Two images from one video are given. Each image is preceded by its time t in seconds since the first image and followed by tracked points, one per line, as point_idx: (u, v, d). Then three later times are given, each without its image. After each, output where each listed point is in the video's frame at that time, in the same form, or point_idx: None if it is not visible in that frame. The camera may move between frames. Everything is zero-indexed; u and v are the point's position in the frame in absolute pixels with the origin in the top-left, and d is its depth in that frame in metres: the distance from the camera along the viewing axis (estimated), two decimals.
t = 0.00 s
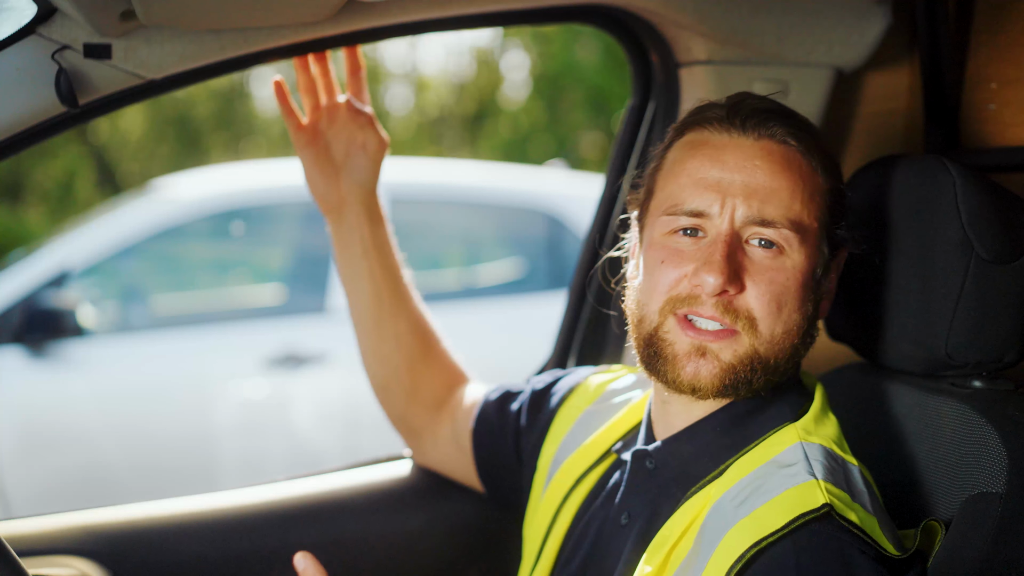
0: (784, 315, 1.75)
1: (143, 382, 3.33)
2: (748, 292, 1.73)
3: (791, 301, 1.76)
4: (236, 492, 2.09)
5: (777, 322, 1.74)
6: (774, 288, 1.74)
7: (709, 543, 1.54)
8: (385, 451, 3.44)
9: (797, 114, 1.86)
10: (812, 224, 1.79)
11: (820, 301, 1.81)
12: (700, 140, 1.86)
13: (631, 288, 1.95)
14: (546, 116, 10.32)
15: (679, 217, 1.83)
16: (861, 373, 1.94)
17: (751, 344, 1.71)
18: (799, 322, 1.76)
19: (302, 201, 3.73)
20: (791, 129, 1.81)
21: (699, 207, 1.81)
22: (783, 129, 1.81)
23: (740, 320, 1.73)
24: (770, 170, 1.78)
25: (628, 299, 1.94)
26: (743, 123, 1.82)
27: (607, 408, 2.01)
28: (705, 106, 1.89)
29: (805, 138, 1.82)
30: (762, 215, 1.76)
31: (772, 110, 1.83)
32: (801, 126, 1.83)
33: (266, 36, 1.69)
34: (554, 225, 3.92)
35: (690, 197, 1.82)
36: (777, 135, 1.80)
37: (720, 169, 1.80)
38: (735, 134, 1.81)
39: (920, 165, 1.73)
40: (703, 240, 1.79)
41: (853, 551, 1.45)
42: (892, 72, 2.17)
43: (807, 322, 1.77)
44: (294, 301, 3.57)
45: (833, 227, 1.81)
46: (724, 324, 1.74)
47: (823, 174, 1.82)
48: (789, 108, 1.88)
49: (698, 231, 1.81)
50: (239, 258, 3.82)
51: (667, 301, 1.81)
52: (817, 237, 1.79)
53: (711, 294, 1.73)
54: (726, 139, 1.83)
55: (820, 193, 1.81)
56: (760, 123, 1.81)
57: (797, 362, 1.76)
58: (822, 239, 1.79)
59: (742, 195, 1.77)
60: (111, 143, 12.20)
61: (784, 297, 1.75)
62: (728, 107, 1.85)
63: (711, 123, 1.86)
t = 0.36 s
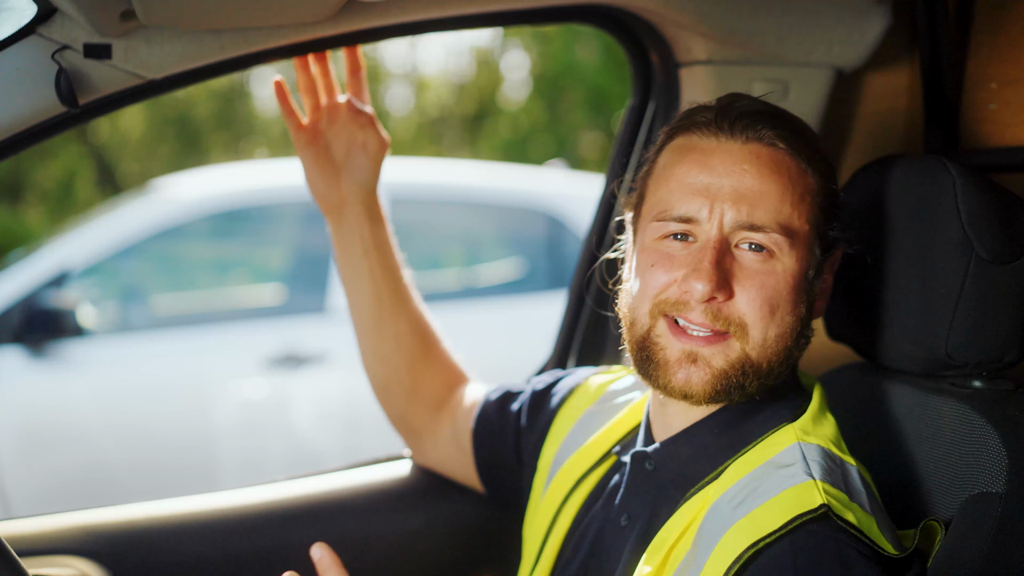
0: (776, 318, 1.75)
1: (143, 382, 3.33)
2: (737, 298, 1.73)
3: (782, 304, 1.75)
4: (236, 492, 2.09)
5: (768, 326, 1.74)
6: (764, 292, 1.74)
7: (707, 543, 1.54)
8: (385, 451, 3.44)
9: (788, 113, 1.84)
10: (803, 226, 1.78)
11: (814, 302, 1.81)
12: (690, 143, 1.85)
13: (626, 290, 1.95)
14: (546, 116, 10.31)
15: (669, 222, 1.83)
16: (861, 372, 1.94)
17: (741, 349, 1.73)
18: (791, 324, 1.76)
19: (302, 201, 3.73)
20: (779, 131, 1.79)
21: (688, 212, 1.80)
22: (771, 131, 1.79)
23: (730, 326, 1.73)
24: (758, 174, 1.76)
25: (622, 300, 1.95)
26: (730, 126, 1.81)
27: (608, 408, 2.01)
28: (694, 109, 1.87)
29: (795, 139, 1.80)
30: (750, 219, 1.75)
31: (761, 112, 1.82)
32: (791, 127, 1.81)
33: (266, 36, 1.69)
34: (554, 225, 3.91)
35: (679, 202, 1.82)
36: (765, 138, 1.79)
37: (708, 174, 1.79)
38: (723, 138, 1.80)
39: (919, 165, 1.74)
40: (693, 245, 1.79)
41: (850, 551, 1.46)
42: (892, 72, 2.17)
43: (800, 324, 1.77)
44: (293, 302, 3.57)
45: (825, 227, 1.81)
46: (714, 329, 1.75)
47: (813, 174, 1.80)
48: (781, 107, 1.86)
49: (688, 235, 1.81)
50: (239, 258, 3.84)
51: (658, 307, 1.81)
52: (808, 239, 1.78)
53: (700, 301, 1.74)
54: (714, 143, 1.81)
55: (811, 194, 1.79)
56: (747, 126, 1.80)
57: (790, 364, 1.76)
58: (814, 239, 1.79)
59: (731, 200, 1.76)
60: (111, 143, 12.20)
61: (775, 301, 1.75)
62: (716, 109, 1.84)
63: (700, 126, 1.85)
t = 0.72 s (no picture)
0: (792, 314, 1.76)
1: (143, 382, 3.33)
2: (758, 291, 1.74)
3: (799, 300, 1.76)
4: (236, 493, 2.08)
5: (786, 321, 1.74)
6: (783, 286, 1.75)
7: (713, 539, 1.54)
8: (385, 451, 3.43)
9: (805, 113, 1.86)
10: (820, 224, 1.79)
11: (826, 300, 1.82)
12: (711, 138, 1.86)
13: (636, 288, 1.96)
14: (546, 116, 10.31)
15: (688, 216, 1.84)
16: (859, 373, 1.94)
17: (758, 344, 1.73)
18: (806, 320, 1.78)
19: (301, 201, 3.73)
20: (800, 131, 1.81)
21: (708, 207, 1.81)
22: (793, 130, 1.81)
23: (749, 319, 1.74)
24: (781, 170, 1.78)
25: (633, 298, 1.94)
26: (752, 123, 1.82)
27: (609, 408, 2.01)
28: (712, 106, 1.89)
29: (814, 138, 1.82)
30: (771, 215, 1.76)
31: (779, 110, 1.83)
32: (810, 127, 1.83)
33: (266, 36, 1.69)
34: (554, 225, 3.91)
35: (699, 197, 1.82)
36: (786, 135, 1.80)
37: (731, 169, 1.80)
38: (745, 134, 1.82)
39: (919, 166, 1.74)
40: (713, 239, 1.80)
41: (857, 545, 1.46)
42: (892, 73, 2.17)
43: (814, 321, 1.79)
44: (294, 302, 3.57)
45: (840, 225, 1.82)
46: (733, 322, 1.75)
47: (831, 172, 1.82)
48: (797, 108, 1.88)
49: (709, 230, 1.81)
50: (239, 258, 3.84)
51: (675, 299, 1.81)
52: (824, 236, 1.80)
53: (721, 294, 1.74)
54: (736, 138, 1.83)
55: (828, 192, 1.81)
56: (768, 123, 1.82)
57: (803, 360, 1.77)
58: (830, 237, 1.81)
59: (754, 195, 1.77)
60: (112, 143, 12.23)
61: (793, 296, 1.76)
62: (737, 106, 1.85)
63: (720, 123, 1.86)
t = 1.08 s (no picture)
0: (780, 320, 1.75)
1: (143, 382, 3.33)
2: (743, 300, 1.73)
3: (785, 304, 1.75)
4: (236, 492, 2.08)
5: (773, 327, 1.74)
6: (768, 293, 1.73)
7: (707, 543, 1.54)
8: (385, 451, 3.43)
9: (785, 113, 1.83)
10: (804, 227, 1.77)
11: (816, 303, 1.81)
12: (690, 145, 1.84)
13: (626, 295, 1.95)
14: (546, 116, 10.31)
15: (671, 226, 1.82)
16: (858, 373, 1.94)
17: (746, 352, 1.71)
18: (794, 324, 1.76)
19: (301, 202, 3.73)
20: (779, 133, 1.79)
21: (689, 217, 1.79)
22: (772, 133, 1.78)
23: (735, 328, 1.72)
24: (760, 176, 1.76)
25: (625, 306, 1.93)
26: (730, 128, 1.80)
27: (608, 408, 2.01)
28: (691, 112, 1.86)
29: (794, 139, 1.80)
30: (752, 222, 1.75)
31: (759, 113, 1.81)
32: (790, 128, 1.80)
33: (266, 36, 1.69)
34: (554, 225, 3.91)
35: (680, 207, 1.81)
36: (765, 139, 1.78)
37: (710, 179, 1.78)
38: (723, 140, 1.79)
39: (919, 165, 1.74)
40: (696, 248, 1.78)
41: (849, 550, 1.45)
42: (892, 73, 2.17)
43: (802, 325, 1.77)
44: (293, 301, 3.57)
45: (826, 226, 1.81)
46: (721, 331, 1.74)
47: (813, 172, 1.80)
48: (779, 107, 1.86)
49: (691, 239, 1.80)
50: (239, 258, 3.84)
51: (663, 311, 1.80)
52: (809, 239, 1.78)
53: (706, 305, 1.73)
54: (715, 145, 1.80)
55: (811, 193, 1.79)
56: (746, 128, 1.79)
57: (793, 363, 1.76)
58: (815, 240, 1.79)
59: (734, 203, 1.76)
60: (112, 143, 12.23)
61: (779, 302, 1.75)
62: (715, 111, 1.83)
63: (698, 129, 1.84)
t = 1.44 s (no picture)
0: (753, 320, 1.74)
1: (143, 381, 3.33)
2: (711, 303, 1.73)
3: (758, 305, 1.75)
4: (236, 492, 2.09)
5: (745, 328, 1.73)
6: (737, 295, 1.73)
7: (701, 550, 1.53)
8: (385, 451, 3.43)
9: (755, 111, 1.81)
10: (773, 226, 1.76)
11: (797, 302, 1.80)
12: (659, 149, 1.84)
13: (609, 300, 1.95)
14: (546, 116, 10.31)
15: (642, 232, 1.83)
16: (859, 373, 1.94)
17: (720, 356, 1.72)
18: (769, 324, 1.76)
19: (301, 202, 3.72)
20: (748, 132, 1.77)
21: (657, 222, 1.80)
22: (739, 133, 1.77)
23: (706, 331, 1.73)
24: (725, 176, 1.75)
25: (608, 313, 1.93)
26: (695, 131, 1.80)
27: (609, 412, 2.00)
28: (663, 116, 1.86)
29: (763, 137, 1.78)
30: (717, 224, 1.75)
31: (729, 113, 1.79)
32: (757, 126, 1.79)
33: (266, 36, 1.69)
34: (553, 225, 3.91)
35: (649, 213, 1.82)
36: (731, 140, 1.77)
37: (676, 183, 1.79)
38: (689, 144, 1.79)
39: (919, 164, 1.74)
40: (666, 252, 1.79)
41: (845, 556, 1.44)
42: (892, 73, 2.18)
43: (780, 324, 1.76)
44: (294, 301, 3.57)
45: (800, 224, 1.80)
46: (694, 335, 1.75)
47: (784, 169, 1.78)
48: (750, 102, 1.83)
49: (662, 243, 1.81)
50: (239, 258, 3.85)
51: (636, 318, 1.81)
52: (780, 238, 1.77)
53: (675, 309, 1.74)
54: (681, 148, 1.81)
55: (782, 191, 1.77)
56: (712, 129, 1.78)
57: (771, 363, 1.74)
58: (789, 239, 1.78)
59: (699, 205, 1.76)
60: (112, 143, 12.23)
61: (751, 303, 1.74)
62: (683, 114, 1.83)
63: (668, 133, 1.84)
